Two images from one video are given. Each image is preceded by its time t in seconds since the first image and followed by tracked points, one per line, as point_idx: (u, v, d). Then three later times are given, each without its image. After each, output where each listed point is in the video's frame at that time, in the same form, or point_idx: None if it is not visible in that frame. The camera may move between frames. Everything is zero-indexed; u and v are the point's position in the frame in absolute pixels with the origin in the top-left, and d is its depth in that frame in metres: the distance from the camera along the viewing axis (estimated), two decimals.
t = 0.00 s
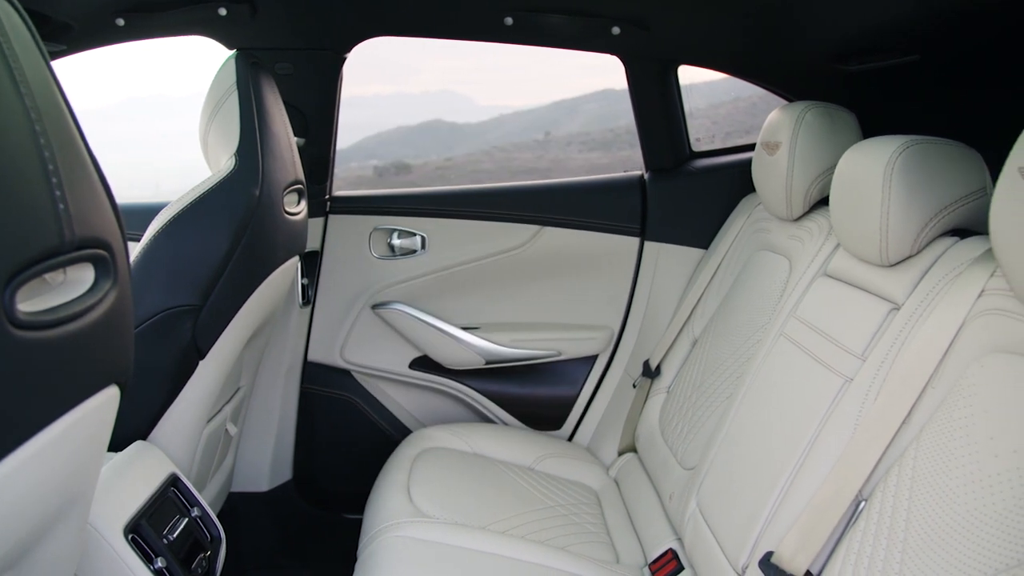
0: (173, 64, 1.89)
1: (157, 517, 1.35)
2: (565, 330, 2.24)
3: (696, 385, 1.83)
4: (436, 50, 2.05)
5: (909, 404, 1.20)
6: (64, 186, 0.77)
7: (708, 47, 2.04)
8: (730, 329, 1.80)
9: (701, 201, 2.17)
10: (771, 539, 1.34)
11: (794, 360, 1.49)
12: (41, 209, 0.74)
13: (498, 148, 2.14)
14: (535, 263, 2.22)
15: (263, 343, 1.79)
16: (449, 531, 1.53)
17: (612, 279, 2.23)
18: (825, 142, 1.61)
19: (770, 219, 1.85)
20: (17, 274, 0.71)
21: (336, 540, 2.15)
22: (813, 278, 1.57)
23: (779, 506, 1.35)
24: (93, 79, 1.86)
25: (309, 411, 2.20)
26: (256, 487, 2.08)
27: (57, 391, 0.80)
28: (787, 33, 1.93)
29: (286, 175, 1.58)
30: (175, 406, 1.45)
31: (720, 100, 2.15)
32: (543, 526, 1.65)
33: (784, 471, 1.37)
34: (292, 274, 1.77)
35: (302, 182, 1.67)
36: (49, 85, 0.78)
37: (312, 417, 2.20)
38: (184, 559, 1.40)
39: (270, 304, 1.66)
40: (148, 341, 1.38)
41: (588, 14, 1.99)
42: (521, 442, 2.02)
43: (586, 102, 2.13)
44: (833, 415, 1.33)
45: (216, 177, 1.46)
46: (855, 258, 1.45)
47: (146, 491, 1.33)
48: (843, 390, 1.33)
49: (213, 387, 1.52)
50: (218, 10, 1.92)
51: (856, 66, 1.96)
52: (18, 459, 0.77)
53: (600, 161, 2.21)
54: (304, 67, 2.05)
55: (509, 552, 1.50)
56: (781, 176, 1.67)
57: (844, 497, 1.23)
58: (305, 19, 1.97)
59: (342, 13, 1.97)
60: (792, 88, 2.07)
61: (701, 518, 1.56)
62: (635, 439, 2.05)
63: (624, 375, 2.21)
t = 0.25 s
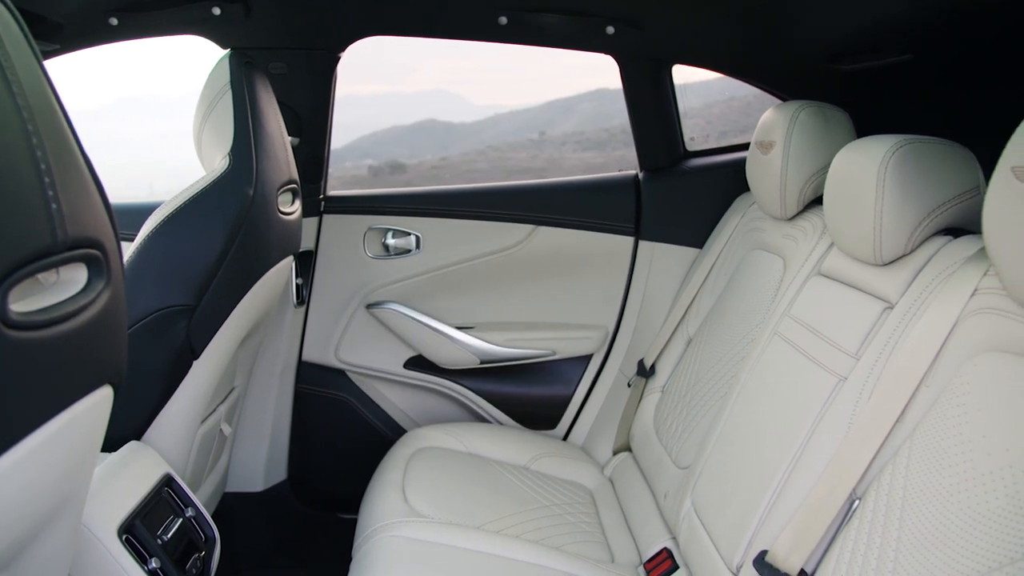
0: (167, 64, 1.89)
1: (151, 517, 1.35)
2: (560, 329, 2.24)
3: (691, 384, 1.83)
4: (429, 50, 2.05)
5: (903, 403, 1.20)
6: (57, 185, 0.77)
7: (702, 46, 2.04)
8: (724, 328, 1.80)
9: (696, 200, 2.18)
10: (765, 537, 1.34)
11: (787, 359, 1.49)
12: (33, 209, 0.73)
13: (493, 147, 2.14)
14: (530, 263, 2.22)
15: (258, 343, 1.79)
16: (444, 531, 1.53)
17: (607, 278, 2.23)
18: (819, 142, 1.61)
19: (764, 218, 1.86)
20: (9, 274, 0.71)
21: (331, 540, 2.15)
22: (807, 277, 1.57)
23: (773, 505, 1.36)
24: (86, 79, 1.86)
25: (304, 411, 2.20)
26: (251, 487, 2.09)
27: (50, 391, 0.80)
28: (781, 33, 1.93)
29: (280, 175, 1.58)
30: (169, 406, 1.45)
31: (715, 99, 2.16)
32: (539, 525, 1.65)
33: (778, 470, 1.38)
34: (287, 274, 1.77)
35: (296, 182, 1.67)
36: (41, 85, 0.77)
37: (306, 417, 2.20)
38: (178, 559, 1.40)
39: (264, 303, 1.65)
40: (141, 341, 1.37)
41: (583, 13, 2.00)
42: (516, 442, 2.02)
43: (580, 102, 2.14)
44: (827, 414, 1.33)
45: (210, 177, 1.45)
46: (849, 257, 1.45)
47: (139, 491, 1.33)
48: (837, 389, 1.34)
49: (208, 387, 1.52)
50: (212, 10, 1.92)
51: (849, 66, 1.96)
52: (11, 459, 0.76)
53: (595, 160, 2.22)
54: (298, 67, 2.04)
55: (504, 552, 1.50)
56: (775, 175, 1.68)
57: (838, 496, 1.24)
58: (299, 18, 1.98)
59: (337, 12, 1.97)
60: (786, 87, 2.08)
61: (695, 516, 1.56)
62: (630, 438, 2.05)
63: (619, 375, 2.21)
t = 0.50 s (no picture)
0: (161, 63, 1.89)
1: (145, 517, 1.34)
2: (554, 329, 2.24)
3: (685, 383, 1.83)
4: (423, 49, 2.04)
5: (897, 402, 1.21)
6: (49, 185, 0.77)
7: (696, 46, 2.05)
8: (718, 327, 1.80)
9: (690, 199, 2.18)
10: (760, 536, 1.35)
11: (781, 358, 1.50)
12: (25, 208, 0.73)
13: (487, 146, 2.14)
14: (524, 262, 2.22)
15: (252, 343, 1.78)
16: (440, 531, 1.53)
17: (601, 278, 2.23)
18: (813, 141, 1.61)
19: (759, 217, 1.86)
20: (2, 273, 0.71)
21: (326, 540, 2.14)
22: (801, 276, 1.58)
23: (767, 504, 1.36)
24: (78, 79, 1.86)
25: (298, 411, 2.20)
26: (245, 487, 2.07)
27: (43, 392, 0.80)
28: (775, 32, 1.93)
29: (274, 174, 1.58)
30: (163, 406, 1.44)
31: (709, 98, 2.16)
32: (534, 525, 1.65)
33: (773, 469, 1.38)
34: (281, 274, 1.77)
35: (290, 182, 1.67)
36: (33, 85, 0.77)
37: (301, 417, 2.20)
38: (172, 560, 1.40)
39: (258, 303, 1.65)
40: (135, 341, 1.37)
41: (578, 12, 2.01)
42: (511, 441, 2.02)
43: (575, 101, 2.14)
44: (821, 413, 1.33)
45: (203, 177, 1.45)
46: (843, 256, 1.45)
47: (133, 491, 1.32)
48: (831, 388, 1.34)
49: (202, 387, 1.52)
50: (205, 9, 1.92)
51: (842, 65, 1.99)
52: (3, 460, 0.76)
53: (590, 159, 2.22)
54: (291, 67, 2.04)
55: (498, 551, 1.50)
56: (769, 175, 1.68)
57: (833, 494, 1.24)
58: (293, 17, 1.98)
59: (331, 11, 1.98)
60: (779, 86, 2.08)
61: (690, 515, 1.57)
62: (624, 437, 2.05)
63: (614, 374, 2.21)
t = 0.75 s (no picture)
0: (153, 62, 1.88)
1: (138, 518, 1.34)
2: (548, 328, 2.24)
3: (679, 382, 1.84)
4: (417, 49, 2.05)
5: (889, 400, 1.21)
6: (41, 185, 0.76)
7: (690, 45, 2.05)
8: (711, 326, 1.80)
9: (684, 198, 2.18)
10: (753, 534, 1.35)
11: (774, 356, 1.50)
12: (17, 208, 0.73)
13: (481, 145, 2.14)
14: (518, 261, 2.22)
15: (245, 343, 1.78)
16: (434, 530, 1.53)
17: (595, 277, 2.23)
18: (806, 140, 1.61)
19: (752, 216, 1.86)
20: None
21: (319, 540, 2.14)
22: (794, 275, 1.58)
23: (760, 503, 1.36)
24: (70, 78, 1.85)
25: (291, 410, 2.20)
26: (238, 488, 2.08)
27: (35, 392, 0.80)
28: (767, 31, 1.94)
29: (267, 173, 1.58)
30: (156, 406, 1.44)
31: (703, 97, 2.16)
32: (528, 524, 1.65)
33: (766, 468, 1.38)
34: (274, 273, 1.76)
35: (283, 181, 1.67)
36: (24, 85, 0.77)
37: (294, 417, 2.20)
38: (165, 560, 1.39)
39: (251, 303, 1.65)
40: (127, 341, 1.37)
41: (571, 11, 2.01)
42: (505, 440, 2.02)
43: (569, 100, 2.14)
44: (813, 411, 1.34)
45: (196, 176, 1.45)
46: (836, 255, 1.45)
47: (126, 492, 1.32)
48: (823, 386, 1.34)
49: (195, 386, 1.51)
50: (198, 8, 1.92)
51: (836, 63, 1.99)
52: None
53: (584, 158, 2.22)
54: (284, 66, 2.03)
55: (493, 551, 1.50)
56: (762, 174, 1.68)
57: (826, 491, 1.24)
58: (286, 17, 1.98)
59: (324, 11, 1.98)
60: (772, 85, 2.09)
61: (683, 514, 1.57)
62: (618, 436, 2.05)
63: (607, 373, 2.22)
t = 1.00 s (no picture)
0: (145, 62, 1.88)
1: (131, 518, 1.34)
2: (542, 327, 2.24)
3: (673, 381, 1.84)
4: (411, 48, 2.05)
5: (882, 399, 1.21)
6: (33, 185, 0.76)
7: (685, 44, 2.05)
8: (706, 325, 1.80)
9: (678, 197, 2.18)
10: (747, 533, 1.35)
11: (767, 356, 1.50)
12: (9, 208, 0.73)
13: (476, 145, 2.14)
14: (513, 261, 2.22)
15: (239, 342, 1.78)
16: (429, 530, 1.53)
17: (589, 277, 2.23)
18: (800, 139, 1.62)
19: (746, 215, 1.86)
20: None
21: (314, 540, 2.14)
22: (787, 274, 1.58)
23: (754, 502, 1.36)
24: (63, 77, 1.85)
25: (286, 410, 2.20)
26: (233, 487, 2.07)
27: (27, 392, 0.79)
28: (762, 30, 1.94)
29: (261, 173, 1.57)
30: (150, 406, 1.44)
31: (698, 97, 2.17)
32: (523, 524, 1.65)
33: (759, 467, 1.38)
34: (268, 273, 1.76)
35: (277, 180, 1.66)
36: (15, 84, 0.77)
37: (289, 416, 2.20)
38: (159, 561, 1.39)
39: (245, 303, 1.65)
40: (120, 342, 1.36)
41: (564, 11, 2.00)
42: (500, 440, 2.02)
43: (564, 100, 2.14)
44: (807, 411, 1.34)
45: (189, 176, 1.45)
46: (829, 254, 1.46)
47: (119, 492, 1.32)
48: (817, 386, 1.34)
49: (189, 386, 1.51)
50: (190, 8, 1.90)
51: (829, 63, 1.99)
52: None
53: (579, 158, 2.22)
54: (278, 65, 2.04)
55: (488, 550, 1.49)
56: (756, 173, 1.68)
57: (821, 490, 1.24)
58: (278, 17, 1.96)
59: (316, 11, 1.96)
60: (766, 85, 2.09)
61: (678, 513, 1.57)
62: (613, 435, 2.05)
63: (602, 372, 2.22)
